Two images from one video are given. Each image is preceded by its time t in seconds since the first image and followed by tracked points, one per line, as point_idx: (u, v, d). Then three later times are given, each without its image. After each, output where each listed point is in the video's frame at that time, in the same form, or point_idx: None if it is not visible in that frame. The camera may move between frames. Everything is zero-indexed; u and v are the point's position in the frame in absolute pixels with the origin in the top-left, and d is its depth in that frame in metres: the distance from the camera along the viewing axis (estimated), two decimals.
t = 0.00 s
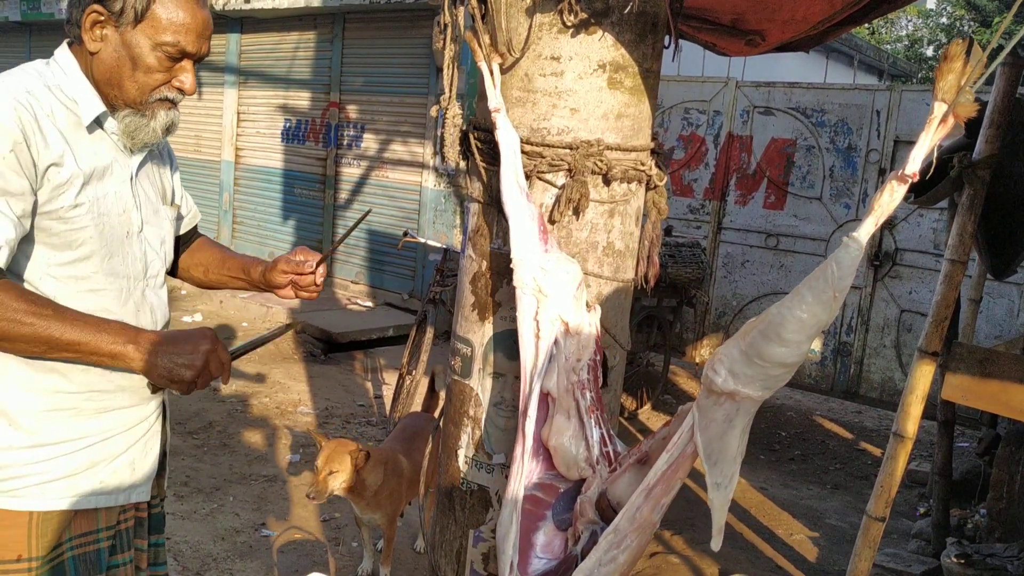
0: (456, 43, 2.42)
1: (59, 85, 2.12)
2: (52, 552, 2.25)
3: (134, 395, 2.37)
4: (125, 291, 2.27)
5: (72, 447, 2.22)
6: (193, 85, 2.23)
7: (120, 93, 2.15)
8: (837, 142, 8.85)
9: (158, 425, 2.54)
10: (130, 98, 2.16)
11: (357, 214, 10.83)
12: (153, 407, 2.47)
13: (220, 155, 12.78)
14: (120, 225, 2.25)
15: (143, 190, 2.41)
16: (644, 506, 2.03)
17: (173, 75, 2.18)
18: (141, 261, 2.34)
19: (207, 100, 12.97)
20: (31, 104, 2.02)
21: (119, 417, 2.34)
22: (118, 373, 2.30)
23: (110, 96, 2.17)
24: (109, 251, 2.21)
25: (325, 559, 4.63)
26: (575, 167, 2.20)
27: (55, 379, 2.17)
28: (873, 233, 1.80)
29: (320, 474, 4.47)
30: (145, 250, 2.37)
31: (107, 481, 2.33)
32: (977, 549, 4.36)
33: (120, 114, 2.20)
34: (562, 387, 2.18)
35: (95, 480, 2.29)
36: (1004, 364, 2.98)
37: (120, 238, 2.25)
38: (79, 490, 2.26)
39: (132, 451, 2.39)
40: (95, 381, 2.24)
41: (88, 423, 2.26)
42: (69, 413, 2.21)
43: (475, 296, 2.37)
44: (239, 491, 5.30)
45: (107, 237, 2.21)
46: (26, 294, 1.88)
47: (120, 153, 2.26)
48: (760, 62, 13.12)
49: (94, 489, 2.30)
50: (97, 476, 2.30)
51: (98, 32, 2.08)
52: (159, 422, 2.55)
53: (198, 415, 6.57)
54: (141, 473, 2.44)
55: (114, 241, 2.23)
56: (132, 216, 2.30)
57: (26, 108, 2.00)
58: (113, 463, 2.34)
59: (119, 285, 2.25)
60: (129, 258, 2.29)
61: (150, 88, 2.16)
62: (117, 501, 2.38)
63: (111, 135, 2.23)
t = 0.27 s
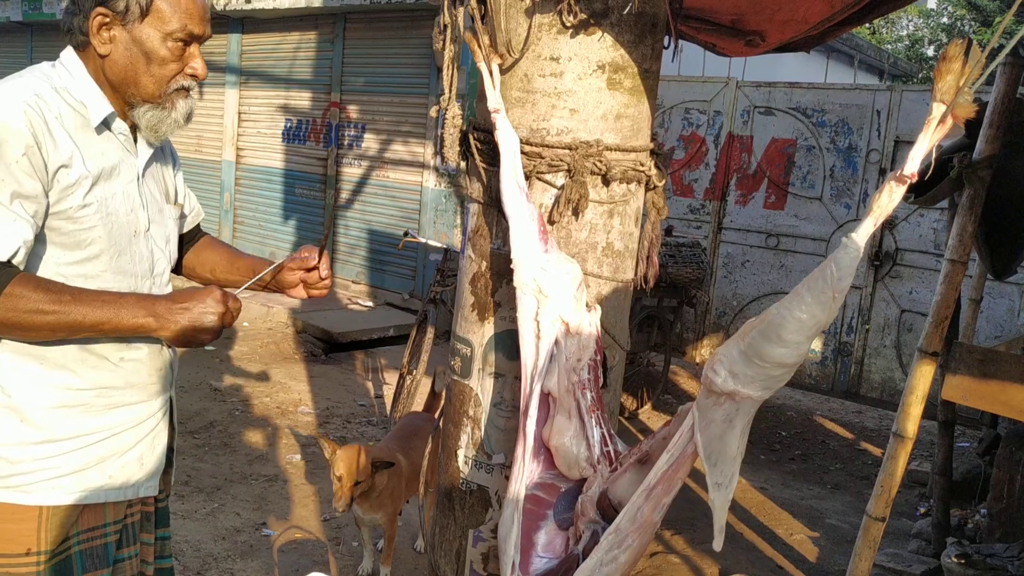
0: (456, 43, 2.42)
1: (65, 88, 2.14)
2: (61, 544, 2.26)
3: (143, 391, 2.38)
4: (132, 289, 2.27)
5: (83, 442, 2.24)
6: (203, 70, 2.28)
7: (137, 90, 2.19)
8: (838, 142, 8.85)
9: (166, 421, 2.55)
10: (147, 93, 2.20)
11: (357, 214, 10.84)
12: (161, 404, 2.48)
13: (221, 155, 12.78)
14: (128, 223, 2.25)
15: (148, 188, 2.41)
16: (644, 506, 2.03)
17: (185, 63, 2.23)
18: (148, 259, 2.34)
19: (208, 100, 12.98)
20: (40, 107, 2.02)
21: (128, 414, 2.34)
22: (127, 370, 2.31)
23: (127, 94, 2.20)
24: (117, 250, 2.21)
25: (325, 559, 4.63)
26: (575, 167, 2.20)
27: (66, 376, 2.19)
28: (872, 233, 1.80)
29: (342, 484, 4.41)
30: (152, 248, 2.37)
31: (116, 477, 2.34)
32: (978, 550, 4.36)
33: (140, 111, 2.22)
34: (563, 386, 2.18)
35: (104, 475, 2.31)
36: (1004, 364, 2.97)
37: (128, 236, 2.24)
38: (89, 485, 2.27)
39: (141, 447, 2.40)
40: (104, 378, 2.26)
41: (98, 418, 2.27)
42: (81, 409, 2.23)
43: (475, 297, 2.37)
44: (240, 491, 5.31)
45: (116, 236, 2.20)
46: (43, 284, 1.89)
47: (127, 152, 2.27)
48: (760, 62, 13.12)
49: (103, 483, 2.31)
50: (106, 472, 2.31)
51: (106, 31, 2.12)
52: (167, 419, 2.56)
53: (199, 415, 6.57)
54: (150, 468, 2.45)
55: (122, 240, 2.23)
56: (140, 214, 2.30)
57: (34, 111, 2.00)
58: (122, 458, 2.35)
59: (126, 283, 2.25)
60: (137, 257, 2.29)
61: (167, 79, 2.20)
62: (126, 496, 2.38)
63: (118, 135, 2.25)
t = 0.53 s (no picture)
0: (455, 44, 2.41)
1: (68, 87, 2.13)
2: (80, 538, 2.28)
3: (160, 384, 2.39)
4: (146, 282, 2.28)
5: (106, 436, 2.25)
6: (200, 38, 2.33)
7: (150, 75, 2.22)
8: (838, 143, 8.86)
9: (183, 412, 2.56)
10: (161, 75, 2.23)
11: (358, 214, 10.84)
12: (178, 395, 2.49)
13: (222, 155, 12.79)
14: (140, 215, 2.26)
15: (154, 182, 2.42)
16: (649, 505, 2.04)
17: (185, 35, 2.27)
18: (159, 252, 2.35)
19: (209, 100, 13.00)
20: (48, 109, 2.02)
21: (146, 407, 2.35)
22: (145, 363, 2.32)
23: (140, 81, 2.23)
24: (131, 244, 2.22)
25: (326, 559, 4.64)
26: (575, 167, 2.21)
27: (86, 373, 2.19)
28: (873, 233, 1.81)
29: (365, 515, 4.52)
30: (163, 241, 2.38)
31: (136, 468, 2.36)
32: (978, 550, 4.35)
33: (155, 94, 2.27)
34: (567, 385, 2.19)
35: (126, 468, 2.32)
36: (1005, 364, 2.97)
37: (140, 229, 2.25)
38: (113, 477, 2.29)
39: (160, 437, 2.42)
40: (124, 372, 2.27)
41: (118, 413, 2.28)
42: (102, 405, 2.24)
43: (475, 297, 2.38)
44: (240, 491, 5.31)
45: (130, 229, 2.22)
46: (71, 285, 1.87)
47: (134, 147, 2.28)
48: (761, 62, 13.12)
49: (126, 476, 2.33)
50: (127, 464, 2.33)
51: (107, 24, 2.13)
52: (184, 409, 2.56)
53: (199, 415, 6.58)
54: (168, 460, 2.47)
55: (135, 233, 2.24)
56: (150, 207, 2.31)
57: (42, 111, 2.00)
58: (142, 450, 2.37)
59: (141, 277, 2.26)
60: (150, 250, 2.30)
61: (176, 55, 2.24)
62: (146, 487, 2.40)
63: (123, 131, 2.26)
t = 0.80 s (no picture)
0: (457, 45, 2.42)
1: (73, 87, 2.13)
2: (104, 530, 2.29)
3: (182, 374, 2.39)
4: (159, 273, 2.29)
5: (130, 428, 2.27)
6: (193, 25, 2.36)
7: (152, 67, 2.24)
8: (839, 143, 8.86)
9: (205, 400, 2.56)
10: (164, 65, 2.25)
11: (359, 214, 10.85)
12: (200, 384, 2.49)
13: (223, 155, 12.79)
14: (150, 208, 2.27)
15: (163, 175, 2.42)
16: (654, 505, 2.04)
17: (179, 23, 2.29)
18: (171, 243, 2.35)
19: (210, 101, 13.01)
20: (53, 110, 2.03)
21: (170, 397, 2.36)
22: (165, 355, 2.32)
23: (143, 73, 2.25)
24: (142, 237, 2.23)
25: (327, 559, 4.64)
26: (575, 168, 2.21)
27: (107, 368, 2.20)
28: (873, 233, 1.81)
29: (372, 544, 4.39)
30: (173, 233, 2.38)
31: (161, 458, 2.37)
32: (978, 550, 4.35)
33: (158, 85, 2.29)
34: (572, 385, 2.18)
35: (150, 458, 2.33)
36: (1006, 363, 2.97)
37: (150, 222, 2.26)
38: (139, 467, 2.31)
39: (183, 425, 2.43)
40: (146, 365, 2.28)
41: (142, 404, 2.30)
42: (123, 398, 2.25)
43: (477, 298, 2.38)
44: (241, 491, 5.32)
45: (139, 222, 2.22)
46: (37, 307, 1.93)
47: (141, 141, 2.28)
48: (761, 62, 13.13)
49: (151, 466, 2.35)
50: (153, 454, 2.34)
51: (105, 20, 2.15)
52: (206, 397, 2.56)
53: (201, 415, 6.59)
54: (191, 448, 2.47)
55: (145, 226, 2.25)
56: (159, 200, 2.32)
57: (45, 116, 2.00)
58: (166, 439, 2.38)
59: (152, 270, 2.27)
60: (161, 242, 2.30)
61: (175, 44, 2.27)
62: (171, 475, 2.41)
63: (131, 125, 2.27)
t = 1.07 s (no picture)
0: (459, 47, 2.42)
1: (69, 86, 2.15)
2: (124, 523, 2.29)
3: (193, 363, 2.40)
4: (164, 263, 2.30)
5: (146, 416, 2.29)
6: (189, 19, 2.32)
7: (146, 62, 2.23)
8: (840, 143, 8.87)
9: (217, 391, 2.57)
10: (158, 61, 2.24)
11: (360, 214, 10.86)
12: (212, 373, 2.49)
13: (224, 155, 12.81)
14: (151, 201, 2.27)
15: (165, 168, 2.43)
16: (656, 505, 2.05)
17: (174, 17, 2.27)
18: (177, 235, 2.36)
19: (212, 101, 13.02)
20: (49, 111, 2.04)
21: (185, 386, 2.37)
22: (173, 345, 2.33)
23: (138, 69, 2.24)
24: (145, 230, 2.24)
25: (328, 558, 4.65)
26: (577, 170, 2.22)
27: (119, 359, 2.23)
28: (874, 234, 1.81)
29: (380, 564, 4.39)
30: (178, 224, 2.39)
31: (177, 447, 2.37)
32: (979, 550, 4.35)
33: (153, 83, 2.26)
34: (574, 385, 2.19)
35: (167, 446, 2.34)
36: (1006, 364, 2.99)
37: (153, 215, 2.27)
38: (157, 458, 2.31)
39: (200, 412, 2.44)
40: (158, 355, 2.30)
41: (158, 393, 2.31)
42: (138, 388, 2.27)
43: (479, 299, 2.39)
44: (243, 491, 5.33)
45: (141, 214, 2.23)
46: None
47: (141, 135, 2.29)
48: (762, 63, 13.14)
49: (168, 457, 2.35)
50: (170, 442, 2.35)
51: (99, 18, 2.15)
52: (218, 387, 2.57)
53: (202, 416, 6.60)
54: (206, 439, 2.48)
55: (148, 219, 2.25)
56: (160, 192, 2.32)
57: (41, 116, 2.02)
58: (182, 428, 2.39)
59: (157, 262, 2.27)
60: (166, 234, 2.31)
61: (169, 39, 2.25)
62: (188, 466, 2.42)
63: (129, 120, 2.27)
